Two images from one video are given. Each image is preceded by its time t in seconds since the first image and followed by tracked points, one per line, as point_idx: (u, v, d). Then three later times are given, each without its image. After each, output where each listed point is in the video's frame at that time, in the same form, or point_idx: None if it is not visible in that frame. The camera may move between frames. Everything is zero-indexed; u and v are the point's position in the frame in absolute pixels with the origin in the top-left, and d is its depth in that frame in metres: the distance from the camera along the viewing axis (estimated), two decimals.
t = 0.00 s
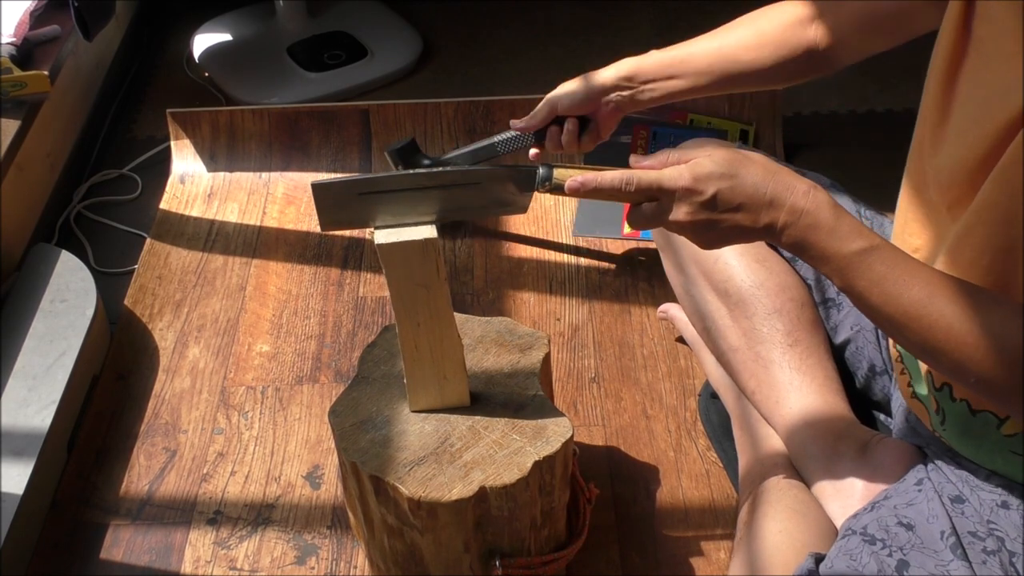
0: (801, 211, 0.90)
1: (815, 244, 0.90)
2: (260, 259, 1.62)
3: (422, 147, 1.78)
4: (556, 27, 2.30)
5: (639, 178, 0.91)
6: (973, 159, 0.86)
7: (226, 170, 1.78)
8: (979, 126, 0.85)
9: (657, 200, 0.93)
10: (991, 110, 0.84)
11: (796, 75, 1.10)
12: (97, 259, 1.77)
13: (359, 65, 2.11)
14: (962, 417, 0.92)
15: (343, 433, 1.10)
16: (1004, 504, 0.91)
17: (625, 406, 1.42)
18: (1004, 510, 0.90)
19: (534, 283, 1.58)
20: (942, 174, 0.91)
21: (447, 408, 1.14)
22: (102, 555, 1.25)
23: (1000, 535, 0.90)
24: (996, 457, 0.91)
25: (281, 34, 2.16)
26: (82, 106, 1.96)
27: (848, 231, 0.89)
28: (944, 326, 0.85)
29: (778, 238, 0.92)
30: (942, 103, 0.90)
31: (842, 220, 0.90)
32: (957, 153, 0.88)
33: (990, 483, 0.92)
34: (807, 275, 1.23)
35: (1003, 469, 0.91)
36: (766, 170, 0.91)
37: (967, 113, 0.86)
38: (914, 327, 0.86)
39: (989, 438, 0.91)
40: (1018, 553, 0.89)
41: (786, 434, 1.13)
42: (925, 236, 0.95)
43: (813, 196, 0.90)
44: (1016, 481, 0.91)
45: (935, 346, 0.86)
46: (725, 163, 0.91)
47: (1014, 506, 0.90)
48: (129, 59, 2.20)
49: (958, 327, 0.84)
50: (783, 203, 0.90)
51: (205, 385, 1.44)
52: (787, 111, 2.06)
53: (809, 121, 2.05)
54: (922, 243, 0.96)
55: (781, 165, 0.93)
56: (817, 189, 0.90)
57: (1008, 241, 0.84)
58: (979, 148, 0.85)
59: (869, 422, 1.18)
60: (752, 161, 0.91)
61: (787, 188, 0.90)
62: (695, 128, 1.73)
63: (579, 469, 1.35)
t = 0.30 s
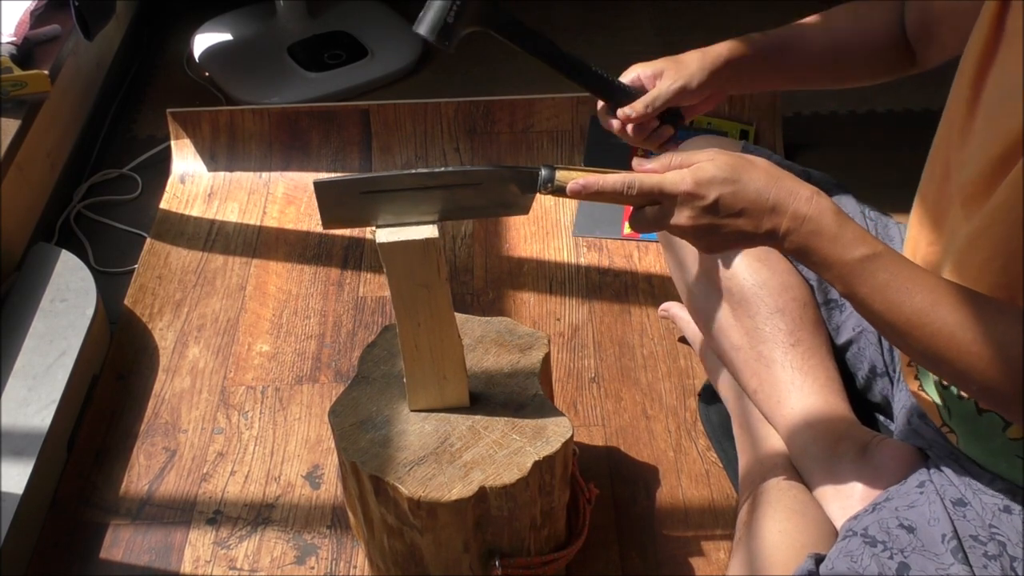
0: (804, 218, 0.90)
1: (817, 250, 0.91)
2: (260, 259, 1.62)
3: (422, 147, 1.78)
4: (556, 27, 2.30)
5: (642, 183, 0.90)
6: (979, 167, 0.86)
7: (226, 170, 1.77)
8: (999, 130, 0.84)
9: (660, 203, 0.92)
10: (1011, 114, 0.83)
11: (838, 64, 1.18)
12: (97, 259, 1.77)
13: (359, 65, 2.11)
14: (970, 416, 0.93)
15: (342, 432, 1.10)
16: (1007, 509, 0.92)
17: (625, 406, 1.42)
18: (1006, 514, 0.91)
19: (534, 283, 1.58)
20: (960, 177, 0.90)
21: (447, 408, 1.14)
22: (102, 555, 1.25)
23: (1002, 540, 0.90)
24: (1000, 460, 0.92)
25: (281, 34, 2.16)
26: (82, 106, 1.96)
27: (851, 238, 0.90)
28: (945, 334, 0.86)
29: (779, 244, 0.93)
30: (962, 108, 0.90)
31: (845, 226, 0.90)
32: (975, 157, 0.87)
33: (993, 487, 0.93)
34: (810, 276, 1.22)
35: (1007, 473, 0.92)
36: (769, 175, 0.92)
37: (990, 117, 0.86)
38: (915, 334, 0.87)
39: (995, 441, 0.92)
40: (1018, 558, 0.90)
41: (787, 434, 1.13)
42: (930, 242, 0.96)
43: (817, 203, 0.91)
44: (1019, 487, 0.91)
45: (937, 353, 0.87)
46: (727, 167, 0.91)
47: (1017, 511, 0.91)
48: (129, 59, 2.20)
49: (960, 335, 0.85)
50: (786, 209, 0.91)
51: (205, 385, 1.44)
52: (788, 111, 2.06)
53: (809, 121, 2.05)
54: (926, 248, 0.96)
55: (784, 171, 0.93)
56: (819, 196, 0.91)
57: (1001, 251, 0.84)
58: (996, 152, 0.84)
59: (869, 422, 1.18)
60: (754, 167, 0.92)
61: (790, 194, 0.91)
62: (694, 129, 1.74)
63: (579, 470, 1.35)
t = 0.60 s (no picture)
0: (800, 220, 0.90)
1: (816, 253, 0.91)
2: (260, 259, 1.62)
3: (422, 146, 1.78)
4: (556, 27, 2.30)
5: (637, 185, 0.90)
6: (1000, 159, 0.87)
7: (226, 170, 1.77)
8: None
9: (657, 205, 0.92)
10: None
11: None
12: (97, 259, 1.77)
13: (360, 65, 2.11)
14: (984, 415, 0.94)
15: (342, 432, 1.10)
16: (1014, 512, 0.91)
17: (625, 406, 1.42)
18: (1013, 516, 0.91)
19: (534, 283, 1.58)
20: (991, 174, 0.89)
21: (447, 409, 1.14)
22: (101, 554, 1.25)
23: (1009, 543, 0.90)
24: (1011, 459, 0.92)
25: (282, 33, 2.16)
26: (82, 105, 1.96)
27: (847, 238, 0.90)
28: (946, 334, 0.86)
29: (777, 246, 0.93)
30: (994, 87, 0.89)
31: (842, 227, 0.90)
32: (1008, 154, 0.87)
33: (1000, 490, 0.92)
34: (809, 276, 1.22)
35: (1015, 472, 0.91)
36: (766, 176, 0.91)
37: None
38: (916, 334, 0.87)
39: (1005, 440, 0.92)
40: None
41: (787, 435, 1.13)
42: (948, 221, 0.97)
43: (812, 204, 0.91)
44: None
45: (937, 353, 0.87)
46: (723, 169, 0.91)
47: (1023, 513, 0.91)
48: (130, 58, 2.20)
49: (962, 336, 0.85)
50: (783, 211, 0.91)
51: (204, 385, 1.44)
52: (788, 112, 2.06)
53: (809, 122, 2.05)
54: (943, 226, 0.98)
55: (780, 172, 0.93)
56: (815, 198, 0.91)
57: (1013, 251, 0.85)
58: None
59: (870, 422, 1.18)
60: (750, 168, 0.92)
61: (786, 195, 0.91)
62: (694, 128, 1.73)
63: (579, 470, 1.35)
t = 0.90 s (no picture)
0: (802, 226, 0.91)
1: (816, 258, 0.91)
2: (260, 262, 1.62)
3: (422, 149, 1.78)
4: (556, 30, 2.30)
5: (640, 190, 0.90)
6: (1002, 165, 0.86)
7: (226, 173, 1.77)
8: None
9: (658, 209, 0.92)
10: None
11: None
12: (96, 262, 1.77)
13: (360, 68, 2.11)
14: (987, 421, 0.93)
15: (342, 435, 1.10)
16: (1011, 516, 0.92)
17: (624, 409, 1.42)
18: (1012, 521, 0.91)
19: (534, 287, 1.58)
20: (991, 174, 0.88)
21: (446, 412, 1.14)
22: (101, 557, 1.25)
23: (1008, 546, 0.90)
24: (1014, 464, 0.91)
25: (282, 36, 2.16)
26: (82, 108, 1.96)
27: (849, 247, 0.90)
28: (946, 339, 0.86)
29: (779, 253, 0.93)
30: (997, 89, 0.88)
31: (843, 235, 0.91)
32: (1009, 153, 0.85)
33: (999, 494, 0.93)
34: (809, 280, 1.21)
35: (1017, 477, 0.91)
36: (767, 184, 0.91)
37: None
38: (916, 340, 0.87)
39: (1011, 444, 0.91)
40: None
41: (787, 438, 1.13)
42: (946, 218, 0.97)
43: (815, 212, 0.91)
44: None
45: (937, 358, 0.87)
46: (726, 176, 0.91)
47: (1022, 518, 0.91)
48: (130, 61, 2.20)
49: (963, 345, 0.85)
50: (784, 218, 0.91)
51: (204, 388, 1.44)
52: (787, 115, 2.06)
53: (809, 125, 2.05)
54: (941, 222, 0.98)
55: (783, 180, 0.93)
56: (817, 205, 0.91)
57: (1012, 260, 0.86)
58: None
59: (869, 425, 1.19)
60: (754, 175, 0.92)
61: (788, 203, 0.91)
62: (694, 131, 1.75)
63: (579, 473, 1.35)
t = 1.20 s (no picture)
0: (801, 232, 0.92)
1: (817, 254, 0.91)
2: (259, 263, 1.62)
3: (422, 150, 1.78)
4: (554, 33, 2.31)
5: (641, 200, 0.91)
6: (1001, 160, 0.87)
7: (222, 177, 1.77)
8: None
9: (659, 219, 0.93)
10: None
11: None
12: (95, 264, 1.77)
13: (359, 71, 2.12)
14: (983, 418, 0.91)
15: (342, 434, 1.10)
16: (1010, 507, 0.91)
17: (625, 408, 1.42)
18: (1010, 512, 0.91)
19: (534, 287, 1.58)
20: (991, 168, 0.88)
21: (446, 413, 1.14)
22: (104, 555, 1.25)
23: (1006, 538, 0.91)
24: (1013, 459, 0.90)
25: (281, 38, 2.17)
26: (81, 111, 1.96)
27: (848, 252, 0.91)
28: (945, 334, 0.86)
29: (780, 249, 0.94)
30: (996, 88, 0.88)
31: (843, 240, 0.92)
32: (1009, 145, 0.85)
33: (996, 486, 0.92)
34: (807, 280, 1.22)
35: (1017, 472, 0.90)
36: (765, 193, 0.93)
37: None
38: (917, 336, 0.88)
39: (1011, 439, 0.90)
40: None
41: (788, 438, 1.13)
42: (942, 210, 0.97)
43: (812, 220, 0.93)
44: None
45: (937, 354, 0.87)
46: (725, 185, 0.92)
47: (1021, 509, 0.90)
48: (129, 63, 2.20)
49: (963, 342, 0.86)
50: (783, 226, 0.92)
51: (204, 389, 1.44)
52: (784, 117, 2.07)
53: (805, 127, 2.06)
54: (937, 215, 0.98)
55: (779, 190, 0.95)
56: (814, 213, 0.93)
57: (1010, 252, 0.86)
58: None
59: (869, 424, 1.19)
60: (752, 186, 0.93)
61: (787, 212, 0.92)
62: (691, 136, 1.74)
63: (580, 471, 1.35)
